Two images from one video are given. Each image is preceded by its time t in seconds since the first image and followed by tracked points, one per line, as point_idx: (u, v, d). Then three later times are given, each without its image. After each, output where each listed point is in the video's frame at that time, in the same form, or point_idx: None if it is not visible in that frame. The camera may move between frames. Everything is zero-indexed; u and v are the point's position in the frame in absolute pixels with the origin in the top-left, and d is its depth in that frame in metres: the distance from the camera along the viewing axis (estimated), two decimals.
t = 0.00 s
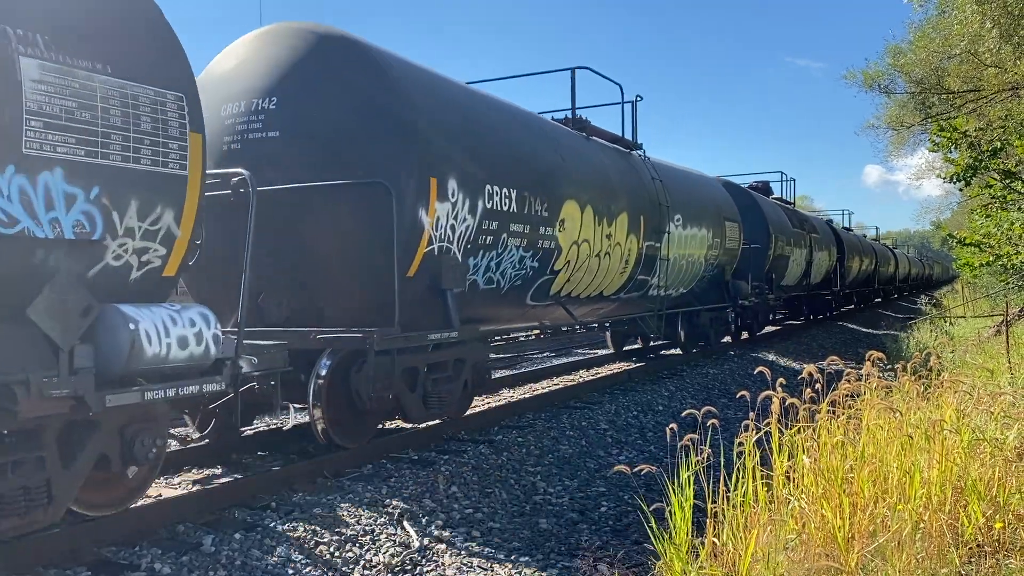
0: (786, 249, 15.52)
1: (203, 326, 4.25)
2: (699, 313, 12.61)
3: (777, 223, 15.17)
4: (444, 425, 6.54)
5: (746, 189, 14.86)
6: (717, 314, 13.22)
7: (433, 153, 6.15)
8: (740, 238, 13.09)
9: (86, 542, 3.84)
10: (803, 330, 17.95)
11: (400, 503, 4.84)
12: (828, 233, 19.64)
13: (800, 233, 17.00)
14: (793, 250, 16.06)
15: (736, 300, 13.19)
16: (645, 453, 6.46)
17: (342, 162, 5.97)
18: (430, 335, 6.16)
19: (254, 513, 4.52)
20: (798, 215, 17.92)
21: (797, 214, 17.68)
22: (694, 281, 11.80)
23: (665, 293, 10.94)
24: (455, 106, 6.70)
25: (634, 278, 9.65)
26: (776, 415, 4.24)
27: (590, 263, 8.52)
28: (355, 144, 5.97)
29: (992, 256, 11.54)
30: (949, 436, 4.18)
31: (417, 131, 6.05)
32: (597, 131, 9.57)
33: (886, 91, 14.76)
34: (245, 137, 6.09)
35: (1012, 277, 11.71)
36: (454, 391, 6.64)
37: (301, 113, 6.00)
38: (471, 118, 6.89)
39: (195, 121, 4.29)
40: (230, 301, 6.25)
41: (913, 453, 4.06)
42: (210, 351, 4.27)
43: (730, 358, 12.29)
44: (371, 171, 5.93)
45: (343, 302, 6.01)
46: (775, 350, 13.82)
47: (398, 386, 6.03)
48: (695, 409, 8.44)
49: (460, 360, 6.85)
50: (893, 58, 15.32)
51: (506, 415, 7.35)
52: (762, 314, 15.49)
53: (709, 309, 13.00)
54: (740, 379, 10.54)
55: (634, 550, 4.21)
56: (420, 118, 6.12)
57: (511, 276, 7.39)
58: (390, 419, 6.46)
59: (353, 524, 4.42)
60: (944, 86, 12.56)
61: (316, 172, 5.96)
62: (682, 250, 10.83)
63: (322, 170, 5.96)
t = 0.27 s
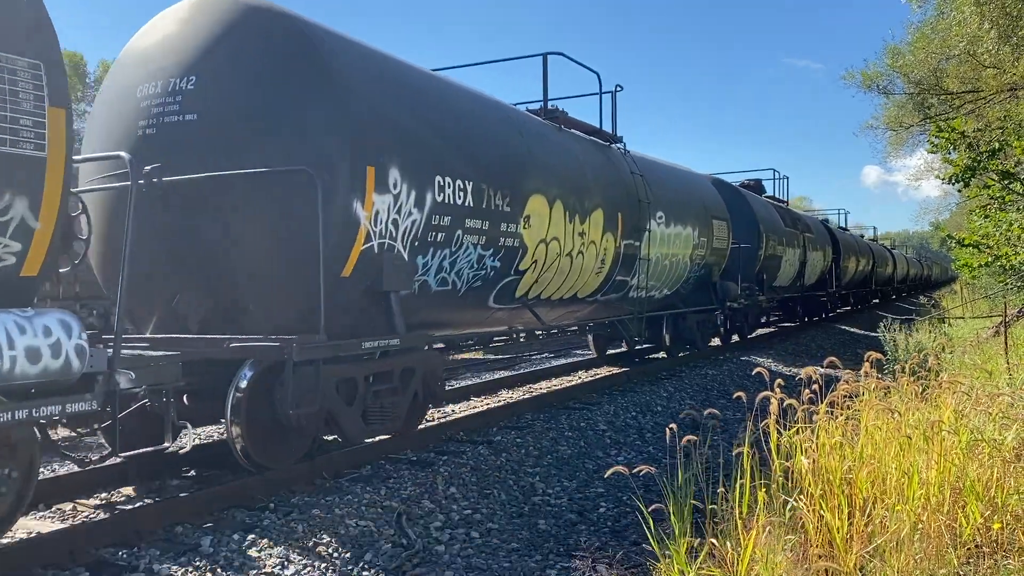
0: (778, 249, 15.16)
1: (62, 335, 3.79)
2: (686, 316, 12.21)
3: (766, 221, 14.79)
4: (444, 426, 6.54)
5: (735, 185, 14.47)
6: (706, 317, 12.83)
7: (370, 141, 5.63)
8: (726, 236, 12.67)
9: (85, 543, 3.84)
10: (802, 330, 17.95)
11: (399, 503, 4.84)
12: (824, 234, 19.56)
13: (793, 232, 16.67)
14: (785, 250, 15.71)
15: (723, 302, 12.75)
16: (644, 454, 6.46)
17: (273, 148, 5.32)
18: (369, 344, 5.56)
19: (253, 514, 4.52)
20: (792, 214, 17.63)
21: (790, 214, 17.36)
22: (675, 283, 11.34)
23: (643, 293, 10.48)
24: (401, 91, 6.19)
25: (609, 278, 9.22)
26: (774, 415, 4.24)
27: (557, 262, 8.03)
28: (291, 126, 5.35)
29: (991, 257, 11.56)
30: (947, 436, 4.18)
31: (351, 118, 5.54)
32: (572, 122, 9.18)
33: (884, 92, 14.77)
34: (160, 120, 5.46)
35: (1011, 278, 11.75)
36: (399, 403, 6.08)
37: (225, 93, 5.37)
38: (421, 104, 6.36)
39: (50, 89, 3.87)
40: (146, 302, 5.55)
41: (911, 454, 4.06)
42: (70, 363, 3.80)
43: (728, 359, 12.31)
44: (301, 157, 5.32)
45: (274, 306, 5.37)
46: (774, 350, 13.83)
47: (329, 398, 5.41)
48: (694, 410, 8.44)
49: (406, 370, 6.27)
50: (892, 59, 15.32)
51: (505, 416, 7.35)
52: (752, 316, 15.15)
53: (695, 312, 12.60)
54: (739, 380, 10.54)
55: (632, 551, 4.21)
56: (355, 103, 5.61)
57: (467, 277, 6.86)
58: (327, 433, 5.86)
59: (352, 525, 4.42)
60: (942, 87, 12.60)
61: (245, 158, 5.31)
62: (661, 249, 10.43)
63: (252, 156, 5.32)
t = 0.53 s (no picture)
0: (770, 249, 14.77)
1: None
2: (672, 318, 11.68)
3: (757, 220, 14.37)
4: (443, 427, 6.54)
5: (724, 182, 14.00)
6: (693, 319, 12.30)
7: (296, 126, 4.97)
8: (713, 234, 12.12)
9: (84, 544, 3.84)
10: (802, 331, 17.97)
11: (398, 504, 4.84)
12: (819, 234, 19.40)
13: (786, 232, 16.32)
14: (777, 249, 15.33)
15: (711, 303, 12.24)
16: (643, 455, 6.46)
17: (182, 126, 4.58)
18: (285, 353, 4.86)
19: (252, 515, 4.51)
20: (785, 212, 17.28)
21: (782, 212, 17.00)
22: (657, 284, 10.78)
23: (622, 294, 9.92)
24: (341, 70, 5.53)
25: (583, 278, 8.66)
26: (773, 416, 4.23)
27: (523, 261, 7.41)
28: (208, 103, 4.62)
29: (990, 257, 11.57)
30: (946, 437, 4.19)
31: (271, 100, 4.85)
32: (547, 113, 8.64)
33: (883, 93, 14.78)
34: (55, 100, 4.71)
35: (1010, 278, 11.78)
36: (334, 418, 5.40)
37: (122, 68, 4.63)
38: (361, 85, 5.68)
39: None
40: (41, 307, 4.84)
41: (910, 454, 4.06)
42: None
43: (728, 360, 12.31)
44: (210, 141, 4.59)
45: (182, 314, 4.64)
46: (773, 351, 13.83)
47: (238, 407, 4.65)
48: (694, 411, 8.44)
49: (345, 382, 5.51)
50: (891, 60, 15.31)
51: (504, 416, 7.35)
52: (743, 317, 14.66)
53: (681, 314, 12.08)
54: (738, 380, 10.54)
55: (632, 552, 4.21)
56: (279, 81, 4.94)
57: (416, 278, 6.16)
58: (247, 451, 5.15)
59: (351, 526, 4.42)
60: (941, 88, 12.66)
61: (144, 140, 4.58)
62: (642, 248, 9.86)
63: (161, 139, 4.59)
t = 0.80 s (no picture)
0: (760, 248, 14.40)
1: None
2: (658, 322, 11.07)
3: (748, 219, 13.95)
4: (443, 427, 6.55)
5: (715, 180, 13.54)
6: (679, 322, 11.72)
7: (259, 125, 4.55)
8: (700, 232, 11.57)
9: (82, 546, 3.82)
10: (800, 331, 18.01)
11: (397, 504, 4.84)
12: (812, 232, 19.23)
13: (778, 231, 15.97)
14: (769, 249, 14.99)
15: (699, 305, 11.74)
16: (643, 455, 6.46)
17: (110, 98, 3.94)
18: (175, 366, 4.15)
19: (251, 516, 4.52)
20: (776, 210, 16.97)
21: (774, 210, 16.66)
22: (641, 285, 10.14)
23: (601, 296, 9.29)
24: (322, 69, 5.16)
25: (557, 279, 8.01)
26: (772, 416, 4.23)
27: (485, 261, 6.70)
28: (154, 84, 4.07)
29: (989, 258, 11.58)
30: (945, 437, 4.19)
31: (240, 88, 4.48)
32: (521, 102, 8.08)
33: (882, 93, 14.78)
34: None
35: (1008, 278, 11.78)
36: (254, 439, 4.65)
37: None
38: (343, 85, 5.30)
39: None
40: None
41: (909, 455, 4.07)
42: None
43: (726, 360, 12.32)
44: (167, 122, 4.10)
45: (72, 309, 3.93)
46: (772, 352, 13.84)
47: (126, 417, 3.91)
48: (693, 411, 8.45)
49: (263, 396, 4.81)
50: (890, 61, 15.30)
51: (504, 416, 7.36)
52: (732, 318, 14.18)
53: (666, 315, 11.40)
54: (738, 381, 10.54)
55: (632, 552, 4.21)
56: (245, 77, 4.53)
57: (354, 278, 5.39)
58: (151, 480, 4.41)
59: (350, 527, 4.42)
60: (940, 89, 12.72)
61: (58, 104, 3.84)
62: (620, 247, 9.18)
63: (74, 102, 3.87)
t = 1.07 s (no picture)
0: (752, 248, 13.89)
1: None
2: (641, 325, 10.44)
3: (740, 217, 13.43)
4: (443, 427, 6.56)
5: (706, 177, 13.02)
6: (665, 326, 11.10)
7: (261, 125, 4.42)
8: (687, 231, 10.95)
9: (82, 546, 3.82)
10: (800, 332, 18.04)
11: (397, 505, 4.84)
12: (806, 232, 18.87)
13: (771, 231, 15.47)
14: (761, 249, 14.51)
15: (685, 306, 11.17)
16: (642, 456, 6.45)
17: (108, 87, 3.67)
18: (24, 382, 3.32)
19: (251, 516, 4.52)
20: (769, 209, 16.49)
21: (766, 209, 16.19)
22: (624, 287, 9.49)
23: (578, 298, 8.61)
24: (325, 71, 5.05)
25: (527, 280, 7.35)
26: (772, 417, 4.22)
27: (436, 261, 5.95)
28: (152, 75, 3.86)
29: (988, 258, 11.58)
30: (945, 437, 4.20)
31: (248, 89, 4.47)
32: (489, 89, 7.47)
33: (882, 94, 14.78)
34: None
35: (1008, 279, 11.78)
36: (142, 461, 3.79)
37: None
38: (344, 86, 5.19)
39: None
40: None
41: (909, 455, 4.07)
42: None
43: (725, 361, 12.33)
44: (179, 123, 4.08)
45: None
46: (771, 352, 13.86)
47: None
48: (692, 412, 8.45)
49: (160, 415, 3.99)
50: (890, 61, 15.29)
51: (503, 417, 7.37)
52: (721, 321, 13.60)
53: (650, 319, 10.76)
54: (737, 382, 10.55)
55: (632, 553, 4.21)
56: (248, 76, 4.40)
57: (275, 279, 4.67)
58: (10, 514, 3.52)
59: (350, 527, 4.42)
60: (939, 89, 12.71)
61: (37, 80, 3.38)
62: (597, 246, 8.51)
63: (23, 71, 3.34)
